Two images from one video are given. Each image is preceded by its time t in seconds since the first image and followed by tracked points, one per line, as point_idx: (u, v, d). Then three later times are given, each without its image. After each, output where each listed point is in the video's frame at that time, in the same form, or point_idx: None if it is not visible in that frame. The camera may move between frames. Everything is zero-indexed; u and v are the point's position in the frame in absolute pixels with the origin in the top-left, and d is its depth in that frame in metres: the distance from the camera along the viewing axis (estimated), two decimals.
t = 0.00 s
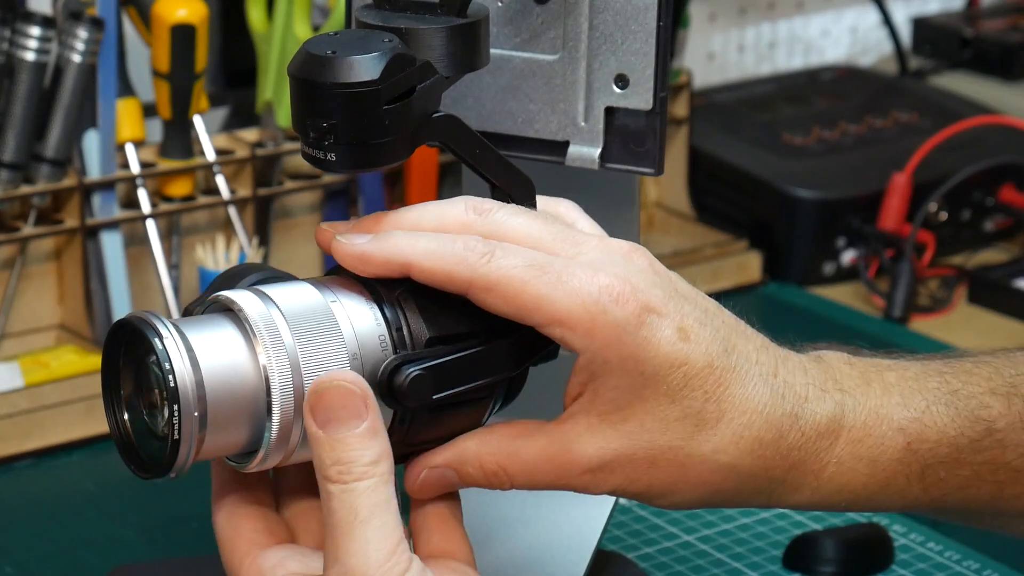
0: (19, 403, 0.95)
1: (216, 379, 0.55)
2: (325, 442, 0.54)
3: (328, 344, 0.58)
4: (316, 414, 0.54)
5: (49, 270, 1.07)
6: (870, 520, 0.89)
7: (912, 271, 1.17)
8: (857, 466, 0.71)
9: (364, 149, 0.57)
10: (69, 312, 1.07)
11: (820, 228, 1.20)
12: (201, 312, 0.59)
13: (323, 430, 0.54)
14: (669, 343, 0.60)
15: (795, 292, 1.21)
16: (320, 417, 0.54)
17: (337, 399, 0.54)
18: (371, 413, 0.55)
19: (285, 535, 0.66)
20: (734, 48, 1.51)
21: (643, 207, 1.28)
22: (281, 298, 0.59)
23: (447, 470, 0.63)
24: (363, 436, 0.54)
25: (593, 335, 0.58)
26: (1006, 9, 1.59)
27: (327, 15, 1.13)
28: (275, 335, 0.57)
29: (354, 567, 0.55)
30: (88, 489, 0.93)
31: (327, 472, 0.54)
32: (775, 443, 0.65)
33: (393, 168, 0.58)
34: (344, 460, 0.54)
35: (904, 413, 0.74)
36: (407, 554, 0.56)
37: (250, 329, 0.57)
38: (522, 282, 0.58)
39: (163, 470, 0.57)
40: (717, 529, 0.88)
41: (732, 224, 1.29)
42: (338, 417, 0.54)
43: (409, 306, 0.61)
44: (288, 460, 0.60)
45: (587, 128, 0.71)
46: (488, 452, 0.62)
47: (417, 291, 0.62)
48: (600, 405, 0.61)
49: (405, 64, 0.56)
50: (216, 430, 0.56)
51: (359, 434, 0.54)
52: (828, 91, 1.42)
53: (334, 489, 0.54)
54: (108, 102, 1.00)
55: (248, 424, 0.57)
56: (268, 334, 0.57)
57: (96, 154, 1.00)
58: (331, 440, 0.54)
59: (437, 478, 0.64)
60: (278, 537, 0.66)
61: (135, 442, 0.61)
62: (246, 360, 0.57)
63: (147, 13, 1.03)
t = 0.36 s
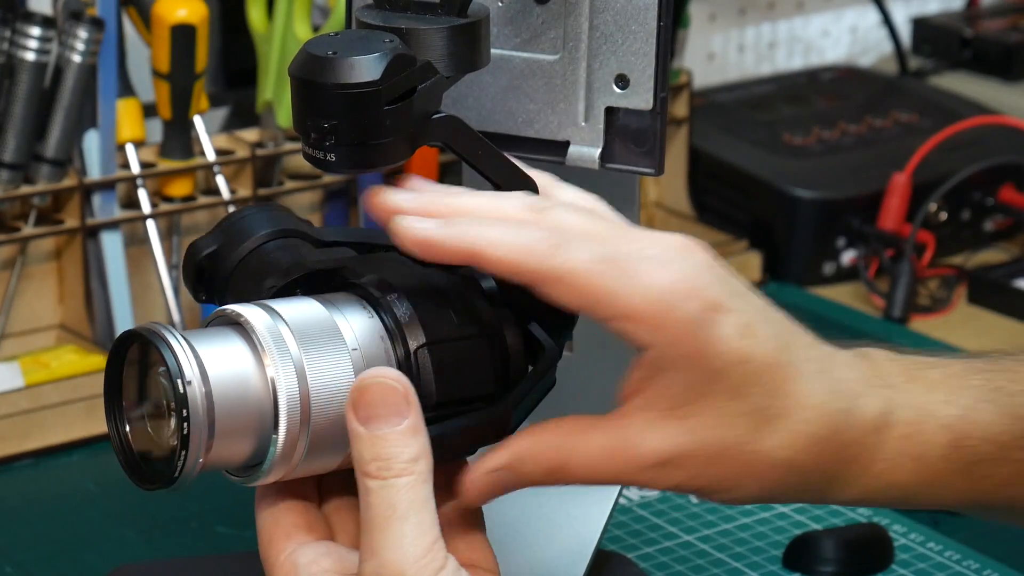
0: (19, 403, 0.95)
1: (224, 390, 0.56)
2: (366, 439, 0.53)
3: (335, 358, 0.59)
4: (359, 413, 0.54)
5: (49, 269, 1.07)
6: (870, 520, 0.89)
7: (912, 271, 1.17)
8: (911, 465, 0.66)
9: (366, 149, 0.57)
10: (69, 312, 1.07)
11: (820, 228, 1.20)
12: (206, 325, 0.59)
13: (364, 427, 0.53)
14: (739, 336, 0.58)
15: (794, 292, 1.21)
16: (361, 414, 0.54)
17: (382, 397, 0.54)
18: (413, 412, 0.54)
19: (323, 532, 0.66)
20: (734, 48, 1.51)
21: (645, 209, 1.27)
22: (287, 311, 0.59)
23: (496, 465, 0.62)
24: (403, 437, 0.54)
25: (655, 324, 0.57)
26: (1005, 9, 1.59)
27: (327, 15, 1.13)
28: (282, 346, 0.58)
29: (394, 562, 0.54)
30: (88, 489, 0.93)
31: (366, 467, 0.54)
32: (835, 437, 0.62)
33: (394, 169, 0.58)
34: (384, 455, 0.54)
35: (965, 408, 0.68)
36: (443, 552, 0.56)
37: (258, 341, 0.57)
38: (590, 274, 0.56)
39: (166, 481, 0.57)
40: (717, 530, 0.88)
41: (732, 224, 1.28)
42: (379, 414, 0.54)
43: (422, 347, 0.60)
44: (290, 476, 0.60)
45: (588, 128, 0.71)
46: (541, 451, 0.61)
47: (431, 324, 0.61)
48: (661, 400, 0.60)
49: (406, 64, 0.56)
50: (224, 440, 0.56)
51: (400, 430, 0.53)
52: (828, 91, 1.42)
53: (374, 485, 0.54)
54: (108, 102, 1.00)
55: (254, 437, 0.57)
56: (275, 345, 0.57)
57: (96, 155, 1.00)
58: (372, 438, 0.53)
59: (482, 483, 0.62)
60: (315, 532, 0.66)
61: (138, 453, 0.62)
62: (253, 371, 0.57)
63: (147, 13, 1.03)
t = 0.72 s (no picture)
0: (20, 403, 0.96)
1: (209, 390, 0.56)
2: (405, 429, 0.56)
3: (323, 363, 0.59)
4: (404, 407, 0.56)
5: (49, 269, 1.07)
6: (870, 520, 0.89)
7: (912, 272, 1.17)
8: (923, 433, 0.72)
9: (365, 149, 0.57)
10: (69, 312, 1.07)
11: (820, 228, 1.20)
12: (199, 323, 0.60)
13: (405, 420, 0.56)
14: (840, 394, 0.62)
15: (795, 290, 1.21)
16: (405, 408, 0.56)
17: (428, 394, 0.56)
18: (455, 414, 0.56)
19: (320, 530, 0.66)
20: (734, 48, 1.51)
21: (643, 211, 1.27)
22: (279, 312, 0.60)
23: (678, 331, 0.60)
24: (439, 436, 0.56)
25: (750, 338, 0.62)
26: (1006, 9, 1.59)
27: (327, 15, 1.13)
28: (270, 350, 0.58)
29: (415, 549, 0.55)
30: (88, 489, 0.93)
31: (399, 456, 0.56)
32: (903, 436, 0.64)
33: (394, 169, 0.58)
34: (419, 447, 0.55)
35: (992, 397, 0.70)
36: (463, 547, 0.57)
37: (246, 343, 0.58)
38: (748, 367, 0.60)
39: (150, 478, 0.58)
40: (717, 530, 0.88)
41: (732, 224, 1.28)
42: (423, 409, 0.56)
43: (412, 355, 0.59)
44: (275, 476, 0.61)
45: (588, 128, 0.71)
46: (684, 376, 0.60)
47: (423, 332, 0.60)
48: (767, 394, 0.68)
49: (405, 63, 0.56)
50: (207, 438, 0.57)
51: (441, 426, 0.56)
52: (828, 91, 1.42)
53: (404, 473, 0.55)
54: (108, 102, 1.00)
55: (241, 433, 0.57)
56: (263, 349, 0.58)
57: (96, 154, 1.00)
58: (411, 428, 0.56)
59: (662, 332, 0.60)
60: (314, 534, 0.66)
61: (128, 449, 0.61)
62: (240, 373, 0.57)
63: (147, 13, 1.03)
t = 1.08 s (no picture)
0: (19, 403, 0.96)
1: (206, 352, 0.55)
2: (421, 428, 0.56)
3: (324, 344, 0.58)
4: (418, 402, 0.56)
5: (49, 269, 1.07)
6: (870, 520, 0.89)
7: (912, 271, 1.17)
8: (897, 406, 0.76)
9: (363, 146, 0.57)
10: (69, 312, 1.07)
11: (821, 228, 1.20)
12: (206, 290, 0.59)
13: (420, 416, 0.56)
14: (767, 322, 0.72)
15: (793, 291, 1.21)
16: (420, 403, 0.56)
17: (444, 391, 0.56)
18: (468, 415, 0.57)
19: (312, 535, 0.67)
20: (734, 48, 1.51)
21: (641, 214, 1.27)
22: (286, 291, 0.59)
23: (600, 280, 0.66)
24: (454, 436, 0.56)
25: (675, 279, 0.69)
26: (1006, 9, 1.59)
27: (327, 15, 1.13)
28: (274, 325, 0.57)
29: (438, 547, 0.56)
30: (88, 489, 0.93)
31: (416, 453, 0.56)
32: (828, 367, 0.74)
33: (392, 167, 0.58)
34: (437, 446, 0.56)
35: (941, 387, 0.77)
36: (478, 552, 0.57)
37: (250, 315, 0.57)
38: (674, 308, 0.68)
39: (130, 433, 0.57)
40: (717, 530, 0.88)
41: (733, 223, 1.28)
42: (437, 408, 0.56)
43: (409, 327, 0.60)
44: (258, 451, 0.60)
45: (588, 128, 0.71)
46: (616, 320, 0.67)
47: (421, 310, 0.61)
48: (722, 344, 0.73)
49: (404, 61, 0.56)
50: (197, 401, 0.56)
51: (457, 427, 0.56)
52: (828, 91, 1.42)
53: (423, 472, 0.56)
54: (107, 102, 1.00)
55: (231, 403, 0.57)
56: (266, 322, 0.57)
57: (96, 154, 1.00)
58: (427, 427, 0.56)
59: (588, 281, 0.65)
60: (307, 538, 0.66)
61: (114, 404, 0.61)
62: (240, 342, 0.57)
63: (147, 13, 1.03)
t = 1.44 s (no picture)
0: (20, 403, 0.94)
1: (232, 315, 0.54)
2: (421, 442, 0.56)
3: (342, 334, 0.58)
4: (418, 416, 0.57)
5: (49, 269, 1.07)
6: (870, 520, 0.89)
7: (912, 272, 1.18)
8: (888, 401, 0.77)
9: (363, 148, 0.57)
10: (69, 312, 1.07)
11: (821, 229, 1.20)
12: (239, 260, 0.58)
13: (420, 430, 0.56)
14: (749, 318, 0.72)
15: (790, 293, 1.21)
16: (421, 419, 0.57)
17: (446, 409, 0.56)
18: (467, 430, 0.57)
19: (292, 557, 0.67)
20: (734, 48, 1.51)
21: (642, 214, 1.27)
22: (314, 276, 0.59)
23: (585, 299, 0.65)
24: (452, 453, 0.57)
25: (654, 289, 0.69)
26: (1006, 9, 1.59)
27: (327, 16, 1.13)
28: (301, 307, 0.57)
29: (441, 561, 0.56)
30: (88, 489, 0.93)
31: (416, 467, 0.56)
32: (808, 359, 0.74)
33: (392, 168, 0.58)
34: (437, 461, 0.56)
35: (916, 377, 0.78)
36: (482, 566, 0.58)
37: (281, 293, 0.56)
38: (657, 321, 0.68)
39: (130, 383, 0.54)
40: (717, 530, 0.88)
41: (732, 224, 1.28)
42: (437, 423, 0.56)
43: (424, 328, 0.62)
44: (249, 429, 0.59)
45: (588, 128, 0.71)
46: (601, 337, 0.66)
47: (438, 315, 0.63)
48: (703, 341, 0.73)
49: (404, 62, 0.56)
50: (214, 364, 0.54)
51: (457, 443, 0.57)
52: (827, 91, 1.42)
53: (425, 486, 0.56)
54: (108, 102, 1.00)
55: (241, 373, 0.55)
56: (293, 296, 0.56)
57: (96, 155, 1.00)
58: (427, 444, 0.56)
59: (575, 301, 0.64)
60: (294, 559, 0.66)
61: (120, 348, 0.58)
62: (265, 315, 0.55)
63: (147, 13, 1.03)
